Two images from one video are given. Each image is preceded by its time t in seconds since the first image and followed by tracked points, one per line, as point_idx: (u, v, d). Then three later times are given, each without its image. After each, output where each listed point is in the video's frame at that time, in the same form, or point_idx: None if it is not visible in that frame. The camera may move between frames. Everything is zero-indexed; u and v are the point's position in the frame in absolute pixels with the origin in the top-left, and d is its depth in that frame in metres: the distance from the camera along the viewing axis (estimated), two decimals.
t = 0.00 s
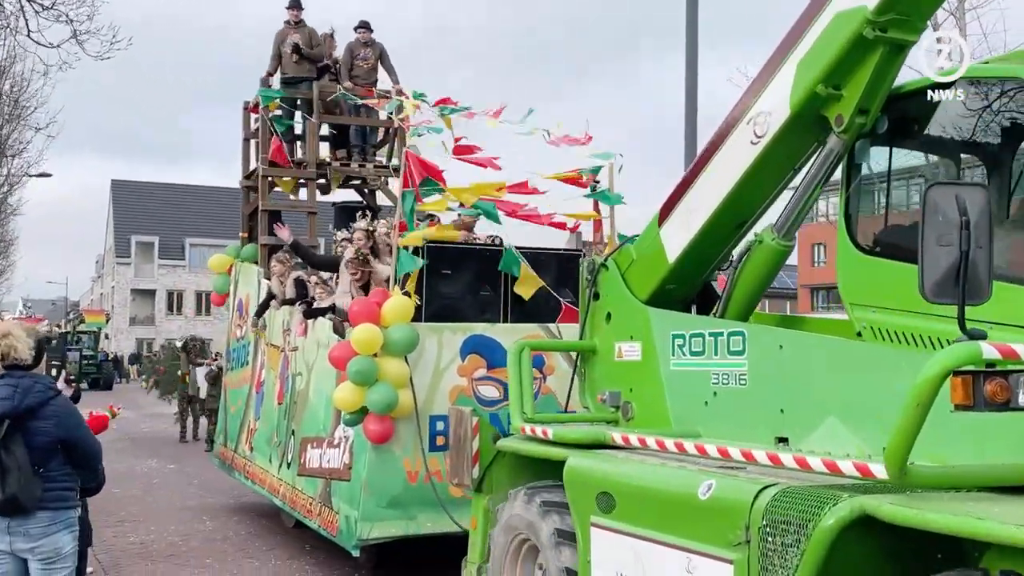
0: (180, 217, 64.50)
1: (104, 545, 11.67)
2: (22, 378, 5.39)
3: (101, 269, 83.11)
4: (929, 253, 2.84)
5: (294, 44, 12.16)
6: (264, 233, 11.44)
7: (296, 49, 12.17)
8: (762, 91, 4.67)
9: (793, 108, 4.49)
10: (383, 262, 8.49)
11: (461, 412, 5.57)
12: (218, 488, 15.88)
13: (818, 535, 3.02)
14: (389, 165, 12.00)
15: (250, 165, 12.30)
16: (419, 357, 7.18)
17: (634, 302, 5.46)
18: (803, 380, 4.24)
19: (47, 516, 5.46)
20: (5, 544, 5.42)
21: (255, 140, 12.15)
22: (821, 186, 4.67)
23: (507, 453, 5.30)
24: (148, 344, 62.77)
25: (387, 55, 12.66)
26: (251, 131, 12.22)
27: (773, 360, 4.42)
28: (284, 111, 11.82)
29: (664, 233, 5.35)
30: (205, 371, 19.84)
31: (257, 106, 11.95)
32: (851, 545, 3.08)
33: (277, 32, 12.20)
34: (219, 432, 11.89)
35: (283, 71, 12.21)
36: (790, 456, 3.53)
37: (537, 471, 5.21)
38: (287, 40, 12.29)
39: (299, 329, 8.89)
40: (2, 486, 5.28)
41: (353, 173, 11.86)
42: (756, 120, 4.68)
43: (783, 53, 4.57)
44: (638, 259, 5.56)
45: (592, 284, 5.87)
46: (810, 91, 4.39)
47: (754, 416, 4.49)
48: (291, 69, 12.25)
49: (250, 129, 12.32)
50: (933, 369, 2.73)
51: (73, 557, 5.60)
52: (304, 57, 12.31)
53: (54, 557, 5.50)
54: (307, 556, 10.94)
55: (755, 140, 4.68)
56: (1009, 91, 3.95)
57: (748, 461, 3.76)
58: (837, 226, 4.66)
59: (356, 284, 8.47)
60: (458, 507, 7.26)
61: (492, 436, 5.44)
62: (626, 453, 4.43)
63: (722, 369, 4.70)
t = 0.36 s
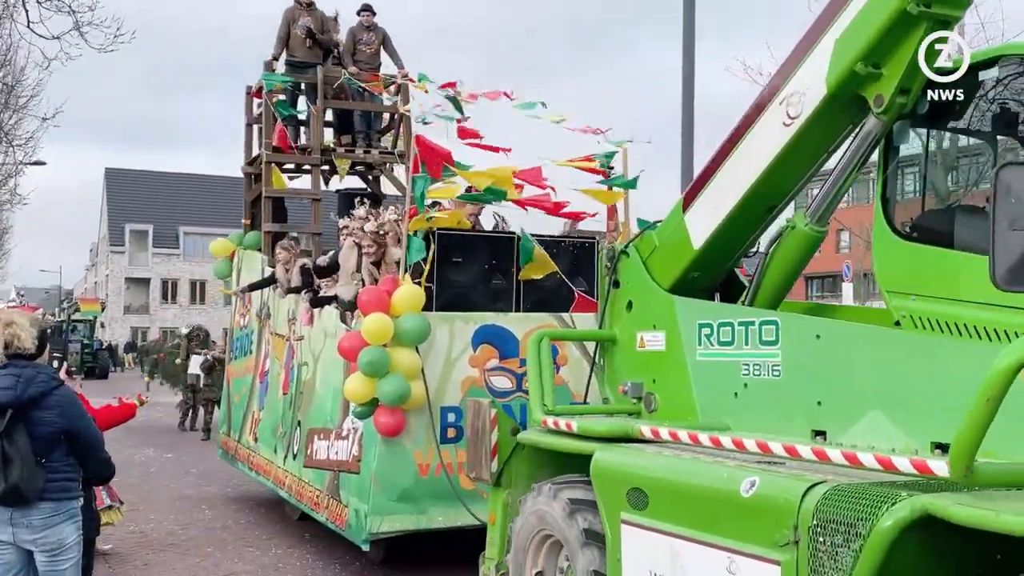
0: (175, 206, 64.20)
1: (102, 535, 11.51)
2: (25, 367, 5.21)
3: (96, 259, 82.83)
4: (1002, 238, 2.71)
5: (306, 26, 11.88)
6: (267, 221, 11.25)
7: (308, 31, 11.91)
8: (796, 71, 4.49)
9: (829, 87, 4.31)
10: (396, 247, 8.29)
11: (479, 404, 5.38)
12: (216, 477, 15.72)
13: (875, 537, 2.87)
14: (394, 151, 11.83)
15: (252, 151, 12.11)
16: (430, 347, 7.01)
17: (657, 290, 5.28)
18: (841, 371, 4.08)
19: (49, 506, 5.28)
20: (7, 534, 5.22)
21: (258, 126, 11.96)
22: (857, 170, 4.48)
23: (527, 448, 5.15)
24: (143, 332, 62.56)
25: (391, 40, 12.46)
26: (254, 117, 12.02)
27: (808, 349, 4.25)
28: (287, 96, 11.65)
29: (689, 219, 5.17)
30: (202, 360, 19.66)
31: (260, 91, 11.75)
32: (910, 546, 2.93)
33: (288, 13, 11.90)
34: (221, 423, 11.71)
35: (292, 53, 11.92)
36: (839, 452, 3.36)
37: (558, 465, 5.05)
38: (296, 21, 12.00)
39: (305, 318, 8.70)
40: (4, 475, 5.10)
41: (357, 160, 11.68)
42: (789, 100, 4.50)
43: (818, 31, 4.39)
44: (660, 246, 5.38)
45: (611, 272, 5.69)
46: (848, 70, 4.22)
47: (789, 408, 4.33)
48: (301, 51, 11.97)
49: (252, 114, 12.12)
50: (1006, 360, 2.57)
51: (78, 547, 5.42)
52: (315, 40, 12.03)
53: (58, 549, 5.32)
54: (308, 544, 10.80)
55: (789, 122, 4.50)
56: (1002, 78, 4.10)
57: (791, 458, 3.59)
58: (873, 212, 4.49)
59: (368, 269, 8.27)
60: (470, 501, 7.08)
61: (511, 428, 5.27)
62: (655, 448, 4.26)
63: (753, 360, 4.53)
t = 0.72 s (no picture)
0: (162, 198, 63.75)
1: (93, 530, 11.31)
2: (29, 362, 5.03)
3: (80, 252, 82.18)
4: None
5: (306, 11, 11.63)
6: (264, 211, 11.00)
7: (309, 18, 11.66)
8: (827, 53, 4.34)
9: (864, 70, 4.16)
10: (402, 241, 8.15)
11: (494, 399, 5.21)
12: (206, 470, 15.52)
13: (934, 542, 2.74)
14: (393, 140, 11.63)
15: (247, 140, 11.89)
16: (437, 340, 6.86)
17: (677, 282, 5.13)
18: (877, 364, 3.94)
19: (47, 502, 5.09)
20: (4, 529, 5.05)
21: (254, 115, 11.75)
22: (891, 157, 4.37)
23: (543, 444, 5.00)
24: (130, 325, 62.12)
25: (388, 28, 12.27)
26: (249, 106, 11.79)
27: (842, 343, 4.10)
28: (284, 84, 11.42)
29: (711, 209, 5.01)
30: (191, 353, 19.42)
31: (255, 79, 11.53)
32: (971, 549, 2.79)
33: None
34: (216, 416, 11.52)
35: (290, 40, 11.68)
36: (887, 450, 3.21)
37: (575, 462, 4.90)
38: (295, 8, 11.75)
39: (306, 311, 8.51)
40: (5, 469, 4.93)
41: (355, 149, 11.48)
42: (820, 85, 4.35)
43: (853, 11, 4.24)
44: (680, 236, 5.23)
45: (629, 262, 5.54)
46: (886, 52, 4.07)
47: (820, 403, 4.19)
48: (300, 38, 11.72)
49: (247, 102, 11.89)
50: None
51: (76, 546, 5.22)
52: (315, 26, 11.77)
53: (57, 546, 5.13)
54: (302, 538, 10.64)
55: (820, 107, 4.34)
56: None
57: (832, 456, 3.44)
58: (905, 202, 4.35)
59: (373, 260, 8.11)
60: (479, 497, 6.93)
61: (527, 424, 5.11)
62: (682, 444, 4.12)
63: (782, 353, 4.38)
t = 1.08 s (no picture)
0: (141, 194, 63.16)
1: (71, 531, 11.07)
2: (17, 363, 4.93)
3: (56, 248, 81.34)
4: None
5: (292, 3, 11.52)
6: (248, 206, 10.78)
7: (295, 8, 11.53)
8: (841, 44, 4.21)
9: (880, 62, 4.03)
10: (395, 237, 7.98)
11: (494, 403, 5.02)
12: (186, 469, 15.27)
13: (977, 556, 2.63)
14: (380, 135, 11.44)
15: (232, 133, 11.68)
16: (430, 339, 6.70)
17: (682, 279, 4.99)
18: (895, 366, 3.80)
19: (36, 503, 5.04)
20: None
21: (239, 108, 11.54)
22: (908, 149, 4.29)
23: (545, 447, 4.88)
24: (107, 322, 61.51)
25: (377, 21, 12.07)
26: (234, 98, 11.57)
27: (858, 344, 3.95)
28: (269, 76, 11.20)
29: (718, 205, 4.86)
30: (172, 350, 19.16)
31: (241, 72, 11.34)
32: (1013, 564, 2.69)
33: None
34: (199, 416, 11.30)
35: (276, 31, 11.51)
36: (917, 458, 3.09)
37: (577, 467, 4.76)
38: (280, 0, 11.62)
39: (294, 309, 8.31)
40: None
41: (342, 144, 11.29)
42: (834, 77, 4.21)
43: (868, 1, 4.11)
44: (684, 233, 5.08)
45: (630, 260, 5.38)
46: (904, 43, 3.94)
47: (835, 407, 4.04)
48: (285, 29, 11.56)
49: (232, 95, 11.67)
50: None
51: (62, 545, 5.20)
52: (301, 18, 11.64)
53: (43, 546, 5.09)
54: (281, 536, 10.43)
55: (833, 99, 4.21)
56: None
57: (858, 463, 3.31)
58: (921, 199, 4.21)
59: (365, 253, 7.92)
60: (473, 500, 6.78)
61: (527, 427, 5.00)
62: (694, 449, 3.98)
63: (794, 354, 4.24)
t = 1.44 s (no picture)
0: (121, 193, 62.63)
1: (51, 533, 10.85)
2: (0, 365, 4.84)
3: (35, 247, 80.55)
4: None
5: None
6: (236, 203, 10.57)
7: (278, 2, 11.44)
8: (861, 34, 4.05)
9: (903, 53, 3.87)
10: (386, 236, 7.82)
11: (497, 404, 4.85)
12: (167, 470, 15.03)
13: None
14: (370, 131, 11.27)
15: (219, 129, 11.47)
16: (426, 340, 6.52)
17: (690, 278, 4.83)
18: (921, 368, 3.65)
19: (22, 505, 4.95)
20: None
21: (226, 104, 11.33)
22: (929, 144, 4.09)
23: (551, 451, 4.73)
24: (86, 322, 60.94)
25: (366, 15, 11.85)
26: (221, 94, 11.36)
27: (880, 345, 3.81)
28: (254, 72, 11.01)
29: (728, 201, 4.71)
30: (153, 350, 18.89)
31: (227, 67, 11.14)
32: None
33: None
34: (185, 417, 11.09)
35: (258, 26, 11.37)
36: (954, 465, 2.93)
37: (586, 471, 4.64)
38: None
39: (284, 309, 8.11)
40: None
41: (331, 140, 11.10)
42: (853, 68, 4.06)
43: None
44: (692, 231, 4.93)
45: (636, 258, 5.22)
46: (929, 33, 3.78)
47: (856, 410, 3.90)
48: (268, 23, 11.45)
49: (218, 90, 11.45)
50: None
51: (48, 547, 5.12)
52: (283, 11, 11.58)
53: (29, 548, 5.01)
54: (264, 537, 10.23)
55: (852, 92, 4.06)
56: None
57: (890, 469, 3.15)
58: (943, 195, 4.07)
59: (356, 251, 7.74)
60: (469, 505, 6.61)
61: (532, 431, 4.83)
62: (709, 455, 3.83)
63: (812, 356, 4.09)
